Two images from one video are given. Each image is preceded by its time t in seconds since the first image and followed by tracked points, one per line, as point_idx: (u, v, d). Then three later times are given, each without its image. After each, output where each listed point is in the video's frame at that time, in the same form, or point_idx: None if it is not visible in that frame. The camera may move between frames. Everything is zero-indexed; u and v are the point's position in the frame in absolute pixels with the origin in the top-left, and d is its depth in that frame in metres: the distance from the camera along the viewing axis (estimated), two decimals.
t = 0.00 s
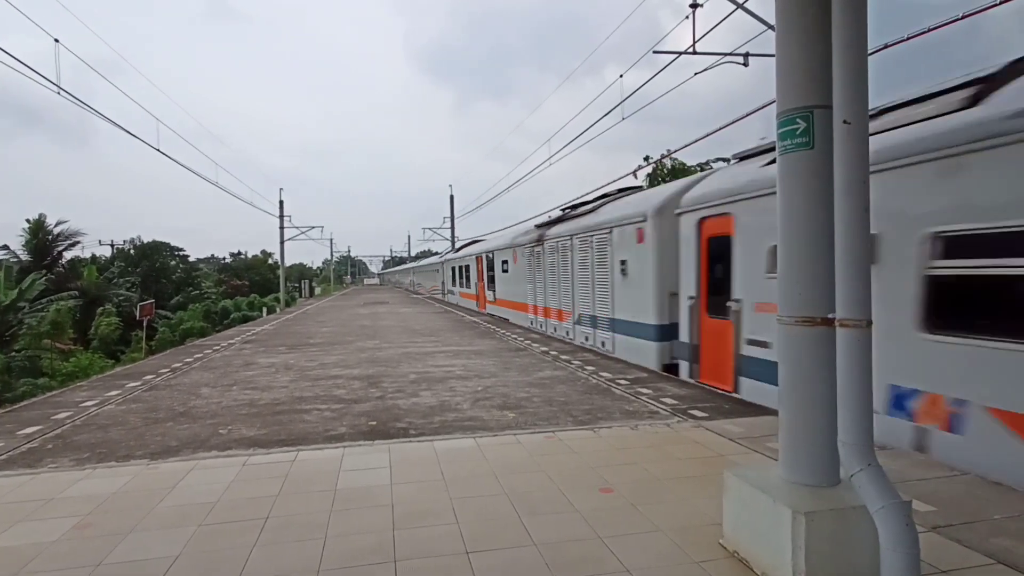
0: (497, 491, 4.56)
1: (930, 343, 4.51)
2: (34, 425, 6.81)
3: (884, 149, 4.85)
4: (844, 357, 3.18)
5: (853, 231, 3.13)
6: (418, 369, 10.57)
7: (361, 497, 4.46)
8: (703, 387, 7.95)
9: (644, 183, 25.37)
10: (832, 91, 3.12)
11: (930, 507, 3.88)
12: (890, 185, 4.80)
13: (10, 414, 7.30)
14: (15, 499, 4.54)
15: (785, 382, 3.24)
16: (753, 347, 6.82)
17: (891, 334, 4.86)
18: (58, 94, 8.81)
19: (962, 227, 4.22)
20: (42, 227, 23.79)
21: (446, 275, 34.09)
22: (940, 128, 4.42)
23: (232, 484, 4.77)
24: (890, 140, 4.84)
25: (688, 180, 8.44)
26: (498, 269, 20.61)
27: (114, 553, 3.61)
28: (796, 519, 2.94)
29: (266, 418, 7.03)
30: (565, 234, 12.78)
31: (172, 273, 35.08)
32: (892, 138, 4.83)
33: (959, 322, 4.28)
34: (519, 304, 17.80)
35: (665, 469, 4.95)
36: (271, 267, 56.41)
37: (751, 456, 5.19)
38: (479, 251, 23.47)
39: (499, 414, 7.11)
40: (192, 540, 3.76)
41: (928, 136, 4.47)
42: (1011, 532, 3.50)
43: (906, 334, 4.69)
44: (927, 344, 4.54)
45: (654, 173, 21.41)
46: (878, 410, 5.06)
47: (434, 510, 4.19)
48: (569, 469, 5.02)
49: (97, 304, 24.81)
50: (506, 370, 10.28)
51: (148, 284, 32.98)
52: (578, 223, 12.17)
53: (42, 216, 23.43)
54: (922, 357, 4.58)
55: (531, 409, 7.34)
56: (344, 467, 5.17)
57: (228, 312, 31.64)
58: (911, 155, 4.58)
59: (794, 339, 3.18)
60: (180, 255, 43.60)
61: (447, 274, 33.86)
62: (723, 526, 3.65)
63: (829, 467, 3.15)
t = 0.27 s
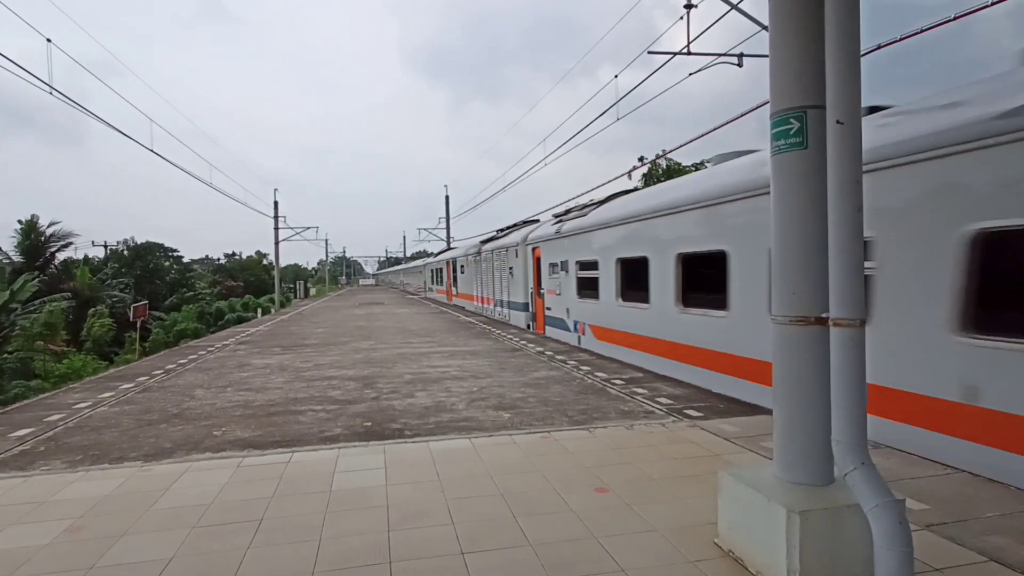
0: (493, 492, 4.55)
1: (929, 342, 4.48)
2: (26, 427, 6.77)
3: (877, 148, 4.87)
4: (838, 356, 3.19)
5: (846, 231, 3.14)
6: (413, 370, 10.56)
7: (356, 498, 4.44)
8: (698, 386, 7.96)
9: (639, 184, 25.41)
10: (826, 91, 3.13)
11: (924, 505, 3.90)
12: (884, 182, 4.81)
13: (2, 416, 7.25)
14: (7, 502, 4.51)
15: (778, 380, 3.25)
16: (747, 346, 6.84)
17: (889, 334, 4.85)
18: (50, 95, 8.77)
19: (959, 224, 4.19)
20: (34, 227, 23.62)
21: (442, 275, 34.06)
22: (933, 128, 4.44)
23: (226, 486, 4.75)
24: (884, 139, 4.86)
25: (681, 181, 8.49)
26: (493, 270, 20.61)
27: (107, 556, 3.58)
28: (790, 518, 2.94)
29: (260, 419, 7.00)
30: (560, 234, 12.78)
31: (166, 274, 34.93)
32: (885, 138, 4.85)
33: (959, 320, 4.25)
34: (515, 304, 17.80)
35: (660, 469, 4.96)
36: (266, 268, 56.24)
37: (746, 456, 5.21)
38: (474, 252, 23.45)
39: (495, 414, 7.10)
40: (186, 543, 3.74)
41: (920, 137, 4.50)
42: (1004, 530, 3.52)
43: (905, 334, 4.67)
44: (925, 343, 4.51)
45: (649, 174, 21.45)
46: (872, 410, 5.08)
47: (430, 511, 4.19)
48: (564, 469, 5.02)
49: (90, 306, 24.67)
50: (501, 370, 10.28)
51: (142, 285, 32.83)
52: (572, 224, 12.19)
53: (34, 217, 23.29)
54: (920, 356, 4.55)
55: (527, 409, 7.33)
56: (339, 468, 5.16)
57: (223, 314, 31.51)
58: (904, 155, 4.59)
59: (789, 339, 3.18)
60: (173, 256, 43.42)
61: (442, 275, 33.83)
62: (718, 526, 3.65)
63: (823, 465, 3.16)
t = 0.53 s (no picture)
0: (487, 493, 4.55)
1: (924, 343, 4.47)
2: (17, 429, 6.72)
3: (870, 149, 4.88)
4: (831, 356, 3.20)
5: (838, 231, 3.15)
6: (407, 371, 10.53)
7: (350, 500, 4.43)
8: (692, 386, 7.96)
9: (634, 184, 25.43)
10: (817, 92, 3.14)
11: (916, 503, 3.92)
12: (875, 184, 4.83)
13: None
14: None
15: (772, 380, 3.26)
16: (740, 345, 6.86)
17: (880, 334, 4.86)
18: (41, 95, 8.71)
19: (957, 226, 4.17)
20: (25, 229, 23.47)
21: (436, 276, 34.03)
22: (926, 129, 4.45)
23: (220, 488, 4.73)
24: (876, 140, 4.87)
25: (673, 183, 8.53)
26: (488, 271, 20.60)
27: (99, 559, 3.56)
28: (783, 517, 2.95)
29: (254, 421, 6.97)
30: (555, 235, 12.79)
31: (159, 275, 34.75)
32: (878, 139, 4.86)
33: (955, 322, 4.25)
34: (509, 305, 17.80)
35: (654, 469, 4.96)
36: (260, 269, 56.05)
37: (740, 455, 5.22)
38: (468, 252, 23.44)
39: (489, 415, 7.10)
40: (178, 546, 3.73)
41: (910, 138, 4.52)
42: (995, 527, 3.54)
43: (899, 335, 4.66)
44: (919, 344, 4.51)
45: (643, 174, 21.50)
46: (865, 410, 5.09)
47: (424, 512, 4.18)
48: (558, 470, 5.01)
49: (81, 307, 24.52)
50: (496, 371, 10.28)
51: (134, 286, 32.66)
52: (566, 225, 12.21)
53: (25, 218, 23.14)
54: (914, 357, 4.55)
55: (521, 410, 7.33)
56: (333, 470, 5.14)
57: (216, 315, 31.36)
58: (898, 155, 4.61)
59: (782, 339, 3.19)
60: (166, 257, 43.22)
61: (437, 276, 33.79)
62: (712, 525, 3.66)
63: (816, 465, 3.17)
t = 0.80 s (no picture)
0: (481, 494, 4.54)
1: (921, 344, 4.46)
2: (6, 432, 6.67)
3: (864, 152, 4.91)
4: (823, 357, 3.22)
5: (830, 233, 3.17)
6: (401, 372, 10.51)
7: (344, 501, 4.42)
8: (685, 387, 7.98)
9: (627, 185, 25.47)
10: (809, 93, 3.16)
11: (907, 502, 3.94)
12: (869, 187, 4.86)
13: None
14: None
15: (765, 380, 3.27)
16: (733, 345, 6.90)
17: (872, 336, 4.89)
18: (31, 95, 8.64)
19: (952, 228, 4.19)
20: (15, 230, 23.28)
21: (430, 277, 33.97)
22: (918, 132, 4.48)
23: (212, 490, 4.71)
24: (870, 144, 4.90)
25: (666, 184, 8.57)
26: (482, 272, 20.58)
27: (89, 563, 3.53)
28: (776, 517, 2.96)
29: (246, 423, 6.94)
30: (549, 236, 12.80)
31: (151, 276, 34.56)
32: (872, 143, 4.89)
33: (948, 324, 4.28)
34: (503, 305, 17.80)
35: (648, 469, 4.97)
36: (253, 270, 55.82)
37: (733, 455, 5.24)
38: (462, 253, 23.42)
39: (483, 416, 7.09)
40: (170, 548, 3.70)
41: (904, 141, 4.55)
42: (985, 526, 3.57)
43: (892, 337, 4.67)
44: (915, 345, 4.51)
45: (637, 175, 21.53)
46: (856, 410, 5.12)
47: (418, 514, 4.17)
48: (552, 471, 5.01)
49: (72, 309, 24.36)
50: (490, 372, 10.27)
51: (126, 288, 32.46)
52: (560, 226, 12.21)
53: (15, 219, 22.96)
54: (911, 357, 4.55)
55: (515, 411, 7.33)
56: (327, 471, 5.12)
57: (209, 316, 31.22)
58: (891, 158, 4.64)
59: (774, 340, 3.20)
60: (158, 258, 43.01)
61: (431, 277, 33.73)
62: (705, 525, 3.67)
63: (809, 465, 3.18)
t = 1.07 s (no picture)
0: (475, 495, 4.53)
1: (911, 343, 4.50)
2: None
3: (854, 152, 4.94)
4: (815, 356, 3.24)
5: (822, 233, 3.18)
6: (395, 373, 10.49)
7: (337, 503, 4.41)
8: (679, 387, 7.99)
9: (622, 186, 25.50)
10: (801, 95, 3.17)
11: (899, 501, 3.96)
12: (859, 187, 4.89)
13: None
14: None
15: (757, 380, 3.28)
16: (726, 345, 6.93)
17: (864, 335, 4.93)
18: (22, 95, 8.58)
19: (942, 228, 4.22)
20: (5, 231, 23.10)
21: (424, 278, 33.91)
22: (907, 132, 4.50)
23: (204, 492, 4.69)
24: (860, 144, 4.93)
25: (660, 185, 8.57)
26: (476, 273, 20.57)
27: (80, 566, 3.51)
28: (769, 517, 2.97)
29: (239, 425, 6.91)
30: (543, 236, 12.80)
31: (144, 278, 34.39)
32: (862, 143, 4.92)
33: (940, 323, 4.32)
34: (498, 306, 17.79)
35: (642, 470, 4.98)
36: (246, 270, 55.62)
37: (726, 455, 5.25)
38: (457, 254, 23.40)
39: (477, 417, 7.09)
40: (161, 552, 3.68)
41: (894, 142, 4.57)
42: (976, 525, 3.59)
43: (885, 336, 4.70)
44: (906, 346, 4.54)
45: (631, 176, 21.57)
46: (848, 409, 5.15)
47: (412, 515, 4.16)
48: (546, 471, 5.01)
49: (62, 310, 24.20)
50: (484, 372, 10.26)
51: (117, 289, 32.28)
52: (554, 227, 12.23)
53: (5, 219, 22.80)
54: (903, 358, 4.57)
55: (509, 411, 7.32)
56: (320, 473, 5.10)
57: (202, 317, 31.07)
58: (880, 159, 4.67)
59: (767, 340, 3.21)
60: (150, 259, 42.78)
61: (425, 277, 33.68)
62: (699, 525, 3.68)
63: (801, 465, 3.19)
